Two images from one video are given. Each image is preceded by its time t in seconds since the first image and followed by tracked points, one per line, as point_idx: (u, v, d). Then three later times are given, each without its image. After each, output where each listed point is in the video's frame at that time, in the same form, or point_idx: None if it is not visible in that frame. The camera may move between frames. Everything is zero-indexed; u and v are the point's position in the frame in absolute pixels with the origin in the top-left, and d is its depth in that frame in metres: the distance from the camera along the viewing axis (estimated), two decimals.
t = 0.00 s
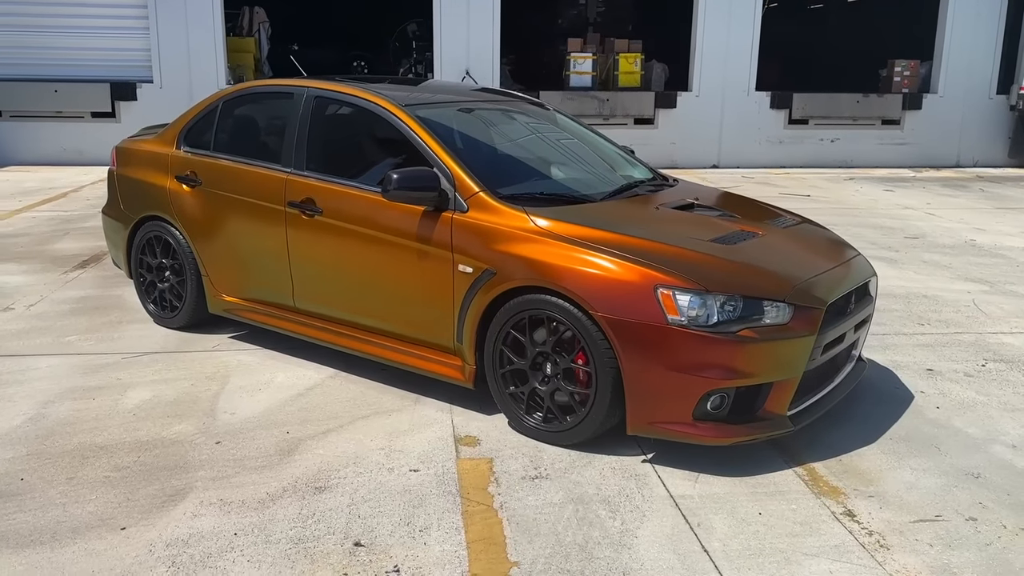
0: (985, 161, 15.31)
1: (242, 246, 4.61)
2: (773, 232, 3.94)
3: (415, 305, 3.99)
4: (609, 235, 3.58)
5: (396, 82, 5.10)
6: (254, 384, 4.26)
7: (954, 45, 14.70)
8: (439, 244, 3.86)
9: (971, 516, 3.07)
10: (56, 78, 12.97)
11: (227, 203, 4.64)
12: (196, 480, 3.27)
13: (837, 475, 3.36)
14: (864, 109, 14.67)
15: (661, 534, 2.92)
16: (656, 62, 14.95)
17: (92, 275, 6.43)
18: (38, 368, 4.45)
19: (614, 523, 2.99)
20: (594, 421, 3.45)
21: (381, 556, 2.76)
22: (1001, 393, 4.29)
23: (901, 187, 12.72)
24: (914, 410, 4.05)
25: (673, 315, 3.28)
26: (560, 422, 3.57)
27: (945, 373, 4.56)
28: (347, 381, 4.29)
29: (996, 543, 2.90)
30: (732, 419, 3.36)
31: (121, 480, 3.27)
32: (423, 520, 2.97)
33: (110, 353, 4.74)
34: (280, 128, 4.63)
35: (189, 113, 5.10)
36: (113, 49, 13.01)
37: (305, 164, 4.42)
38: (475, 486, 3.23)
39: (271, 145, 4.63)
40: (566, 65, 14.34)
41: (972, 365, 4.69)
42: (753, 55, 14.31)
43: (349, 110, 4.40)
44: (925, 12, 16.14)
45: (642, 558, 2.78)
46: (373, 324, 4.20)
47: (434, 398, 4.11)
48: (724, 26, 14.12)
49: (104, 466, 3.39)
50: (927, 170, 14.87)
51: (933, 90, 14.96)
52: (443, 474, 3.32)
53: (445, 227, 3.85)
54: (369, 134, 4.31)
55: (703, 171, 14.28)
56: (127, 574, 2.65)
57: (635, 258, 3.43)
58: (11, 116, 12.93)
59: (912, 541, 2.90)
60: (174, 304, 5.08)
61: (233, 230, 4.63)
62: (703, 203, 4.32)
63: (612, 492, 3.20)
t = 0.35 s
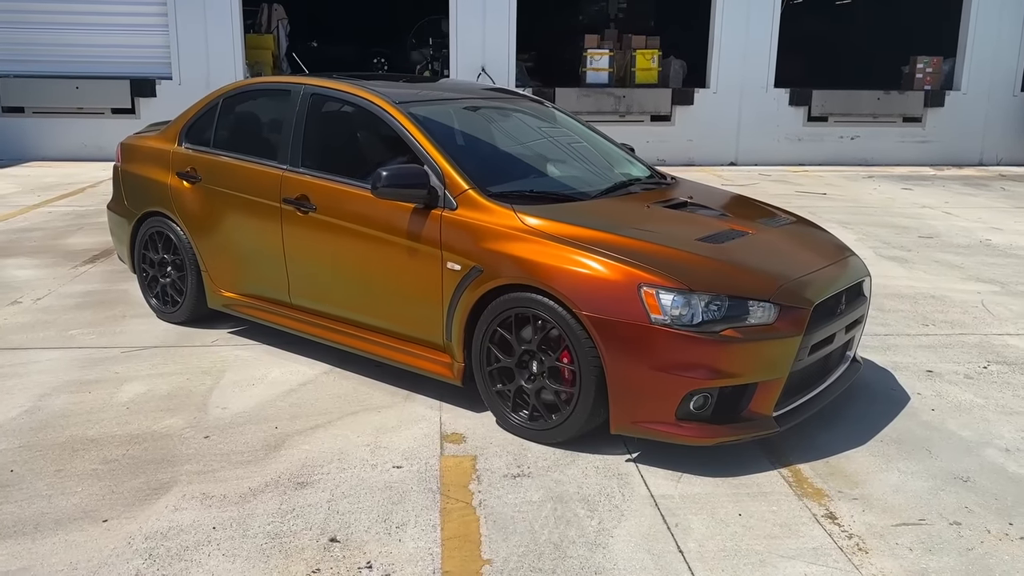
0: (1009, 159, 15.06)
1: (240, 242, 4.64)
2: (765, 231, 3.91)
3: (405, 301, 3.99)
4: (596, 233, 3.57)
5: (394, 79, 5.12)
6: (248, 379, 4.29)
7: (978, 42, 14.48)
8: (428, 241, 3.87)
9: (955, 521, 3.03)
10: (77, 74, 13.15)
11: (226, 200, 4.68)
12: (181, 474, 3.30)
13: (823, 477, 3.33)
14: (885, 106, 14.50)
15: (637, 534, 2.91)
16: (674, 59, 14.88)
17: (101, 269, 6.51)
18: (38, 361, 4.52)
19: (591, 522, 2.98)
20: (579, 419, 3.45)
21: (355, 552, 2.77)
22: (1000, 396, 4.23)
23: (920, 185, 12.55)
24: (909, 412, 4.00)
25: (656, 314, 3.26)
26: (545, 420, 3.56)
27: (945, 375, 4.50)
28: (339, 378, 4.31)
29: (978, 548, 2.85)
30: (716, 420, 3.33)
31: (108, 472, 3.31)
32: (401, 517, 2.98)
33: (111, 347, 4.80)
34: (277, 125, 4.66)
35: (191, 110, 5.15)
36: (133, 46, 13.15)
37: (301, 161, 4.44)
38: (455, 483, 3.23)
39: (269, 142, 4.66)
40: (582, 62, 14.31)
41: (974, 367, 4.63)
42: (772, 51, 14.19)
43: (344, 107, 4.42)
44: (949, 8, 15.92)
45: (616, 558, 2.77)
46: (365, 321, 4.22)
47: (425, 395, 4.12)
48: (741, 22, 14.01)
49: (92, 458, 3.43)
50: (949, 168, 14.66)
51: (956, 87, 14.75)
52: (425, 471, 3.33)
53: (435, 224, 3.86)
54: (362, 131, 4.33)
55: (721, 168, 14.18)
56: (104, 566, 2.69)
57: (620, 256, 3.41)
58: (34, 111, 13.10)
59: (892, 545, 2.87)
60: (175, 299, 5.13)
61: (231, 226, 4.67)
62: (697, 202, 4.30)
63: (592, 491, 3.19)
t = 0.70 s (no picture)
0: None
1: (239, 237, 4.64)
2: (763, 229, 3.84)
3: (400, 297, 3.97)
4: (588, 230, 3.52)
5: (397, 74, 5.10)
6: (245, 374, 4.29)
7: (1005, 37, 14.21)
8: (422, 236, 3.84)
9: (949, 527, 2.95)
10: (99, 71, 13.28)
11: (226, 194, 4.68)
12: (169, 469, 3.30)
13: (816, 480, 3.26)
14: (909, 103, 14.27)
15: (620, 535, 2.86)
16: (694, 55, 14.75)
17: (110, 264, 6.55)
18: (39, 354, 4.55)
19: (576, 523, 2.94)
20: (569, 418, 3.40)
21: (335, 549, 2.75)
22: (1007, 398, 4.13)
23: (943, 182, 12.33)
24: (911, 414, 3.91)
25: (645, 313, 3.21)
26: (536, 418, 3.52)
27: (951, 377, 4.40)
28: (335, 373, 4.30)
29: (971, 556, 2.78)
30: (707, 420, 3.28)
31: (98, 466, 3.32)
32: (383, 514, 2.96)
33: (112, 340, 4.82)
34: (277, 120, 4.66)
35: (195, 105, 5.16)
36: (153, 42, 13.26)
37: (299, 156, 4.44)
38: (442, 481, 3.20)
39: (269, 137, 4.66)
40: (600, 58, 14.23)
41: (982, 369, 4.53)
42: (793, 47, 14.04)
43: (342, 102, 4.41)
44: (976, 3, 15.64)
45: (598, 559, 2.73)
46: (361, 316, 4.20)
47: (420, 391, 4.09)
48: (761, 18, 13.87)
49: (83, 452, 3.44)
50: (974, 166, 14.40)
51: (982, 83, 14.48)
52: (413, 468, 3.30)
53: (428, 220, 3.83)
54: (359, 126, 4.31)
55: (740, 165, 14.05)
56: (83, 560, 2.69)
57: (611, 253, 3.36)
58: (55, 107, 13.24)
59: (882, 551, 2.80)
60: (177, 293, 5.15)
61: (230, 221, 4.67)
62: (696, 199, 4.23)
63: (580, 491, 3.15)
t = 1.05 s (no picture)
0: None
1: (236, 233, 4.62)
2: (760, 228, 3.76)
3: (391, 294, 3.93)
4: (577, 227, 3.46)
5: (397, 69, 5.06)
6: (238, 371, 4.28)
7: None
8: (412, 233, 3.80)
9: (941, 535, 2.87)
10: (117, 67, 13.38)
11: (222, 190, 4.67)
12: (152, 466, 3.29)
13: (807, 486, 3.18)
14: (931, 100, 14.03)
15: (601, 540, 2.80)
16: (712, 51, 14.60)
17: (117, 259, 6.57)
18: (37, 348, 4.57)
19: (556, 527, 2.88)
20: (556, 419, 3.35)
21: (310, 550, 2.71)
22: (1012, 403, 4.02)
23: (965, 181, 12.10)
24: (911, 418, 3.81)
25: (632, 313, 3.15)
26: (524, 419, 3.47)
27: (957, 380, 4.29)
28: (328, 371, 4.27)
29: (962, 566, 2.69)
30: (695, 423, 3.21)
31: (82, 462, 3.32)
32: (362, 515, 2.92)
33: (110, 335, 4.83)
34: (274, 116, 4.63)
35: (196, 100, 5.15)
36: (171, 38, 13.33)
37: (295, 153, 4.41)
38: (424, 482, 3.16)
39: (265, 133, 4.64)
40: (617, 54, 14.14)
41: (989, 373, 4.42)
42: (813, 43, 13.86)
43: (337, 98, 4.38)
44: None
45: (575, 565, 2.67)
46: (354, 313, 4.16)
47: (411, 390, 4.06)
48: (780, 14, 13.71)
49: (69, 448, 3.44)
50: (999, 164, 14.13)
51: (1007, 80, 14.20)
52: (397, 468, 3.26)
53: (418, 217, 3.79)
54: (353, 122, 4.27)
55: (758, 162, 13.89)
56: (56, 557, 2.67)
57: (599, 252, 3.30)
58: (75, 103, 13.36)
59: (869, 560, 2.72)
60: (177, 289, 5.15)
61: (227, 216, 4.65)
62: (693, 196, 4.15)
63: (563, 494, 3.10)
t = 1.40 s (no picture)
0: None
1: (233, 230, 4.62)
2: (756, 228, 3.68)
3: (383, 294, 3.90)
4: (566, 227, 3.41)
5: (397, 66, 5.03)
6: (232, 369, 4.27)
7: None
8: (403, 231, 3.77)
9: (932, 546, 2.79)
10: (136, 64, 13.47)
11: (220, 187, 4.67)
12: (136, 464, 3.28)
13: (797, 493, 3.11)
14: (955, 98, 13.78)
15: (580, 546, 2.76)
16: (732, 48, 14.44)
17: (124, 255, 6.60)
18: (36, 345, 4.59)
19: (536, 531, 2.84)
20: (542, 421, 3.31)
21: (285, 552, 2.69)
22: (1017, 410, 3.92)
23: (987, 180, 11.88)
24: (910, 424, 3.73)
25: (619, 314, 3.10)
26: (511, 421, 3.43)
27: (961, 386, 4.19)
28: (322, 370, 4.25)
29: None
30: (683, 427, 3.15)
31: (68, 459, 3.32)
32: (340, 518, 2.89)
33: (110, 332, 4.85)
34: (271, 113, 4.62)
35: (198, 97, 5.15)
36: (189, 36, 13.40)
37: (291, 150, 4.40)
38: (407, 484, 3.12)
39: (263, 130, 4.63)
40: (635, 51, 14.04)
41: (995, 378, 4.31)
42: (834, 40, 13.68)
43: (333, 96, 4.35)
44: None
45: (551, 571, 2.63)
46: (347, 312, 4.14)
47: (403, 390, 4.03)
48: (800, 10, 13.55)
49: (55, 445, 3.44)
50: None
51: None
52: (381, 470, 3.23)
53: (409, 215, 3.76)
54: (348, 120, 4.25)
55: (776, 161, 13.74)
56: (31, 556, 2.67)
57: (587, 252, 3.25)
58: (94, 100, 13.47)
59: (855, 571, 2.65)
60: (177, 286, 5.16)
61: (225, 213, 4.65)
62: (690, 195, 4.09)
63: (546, 497, 3.05)
